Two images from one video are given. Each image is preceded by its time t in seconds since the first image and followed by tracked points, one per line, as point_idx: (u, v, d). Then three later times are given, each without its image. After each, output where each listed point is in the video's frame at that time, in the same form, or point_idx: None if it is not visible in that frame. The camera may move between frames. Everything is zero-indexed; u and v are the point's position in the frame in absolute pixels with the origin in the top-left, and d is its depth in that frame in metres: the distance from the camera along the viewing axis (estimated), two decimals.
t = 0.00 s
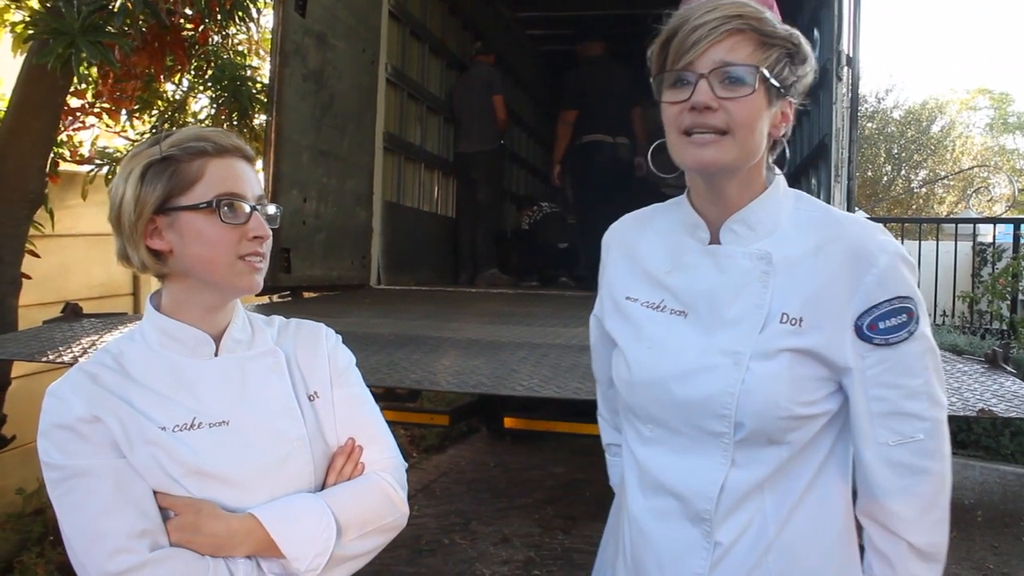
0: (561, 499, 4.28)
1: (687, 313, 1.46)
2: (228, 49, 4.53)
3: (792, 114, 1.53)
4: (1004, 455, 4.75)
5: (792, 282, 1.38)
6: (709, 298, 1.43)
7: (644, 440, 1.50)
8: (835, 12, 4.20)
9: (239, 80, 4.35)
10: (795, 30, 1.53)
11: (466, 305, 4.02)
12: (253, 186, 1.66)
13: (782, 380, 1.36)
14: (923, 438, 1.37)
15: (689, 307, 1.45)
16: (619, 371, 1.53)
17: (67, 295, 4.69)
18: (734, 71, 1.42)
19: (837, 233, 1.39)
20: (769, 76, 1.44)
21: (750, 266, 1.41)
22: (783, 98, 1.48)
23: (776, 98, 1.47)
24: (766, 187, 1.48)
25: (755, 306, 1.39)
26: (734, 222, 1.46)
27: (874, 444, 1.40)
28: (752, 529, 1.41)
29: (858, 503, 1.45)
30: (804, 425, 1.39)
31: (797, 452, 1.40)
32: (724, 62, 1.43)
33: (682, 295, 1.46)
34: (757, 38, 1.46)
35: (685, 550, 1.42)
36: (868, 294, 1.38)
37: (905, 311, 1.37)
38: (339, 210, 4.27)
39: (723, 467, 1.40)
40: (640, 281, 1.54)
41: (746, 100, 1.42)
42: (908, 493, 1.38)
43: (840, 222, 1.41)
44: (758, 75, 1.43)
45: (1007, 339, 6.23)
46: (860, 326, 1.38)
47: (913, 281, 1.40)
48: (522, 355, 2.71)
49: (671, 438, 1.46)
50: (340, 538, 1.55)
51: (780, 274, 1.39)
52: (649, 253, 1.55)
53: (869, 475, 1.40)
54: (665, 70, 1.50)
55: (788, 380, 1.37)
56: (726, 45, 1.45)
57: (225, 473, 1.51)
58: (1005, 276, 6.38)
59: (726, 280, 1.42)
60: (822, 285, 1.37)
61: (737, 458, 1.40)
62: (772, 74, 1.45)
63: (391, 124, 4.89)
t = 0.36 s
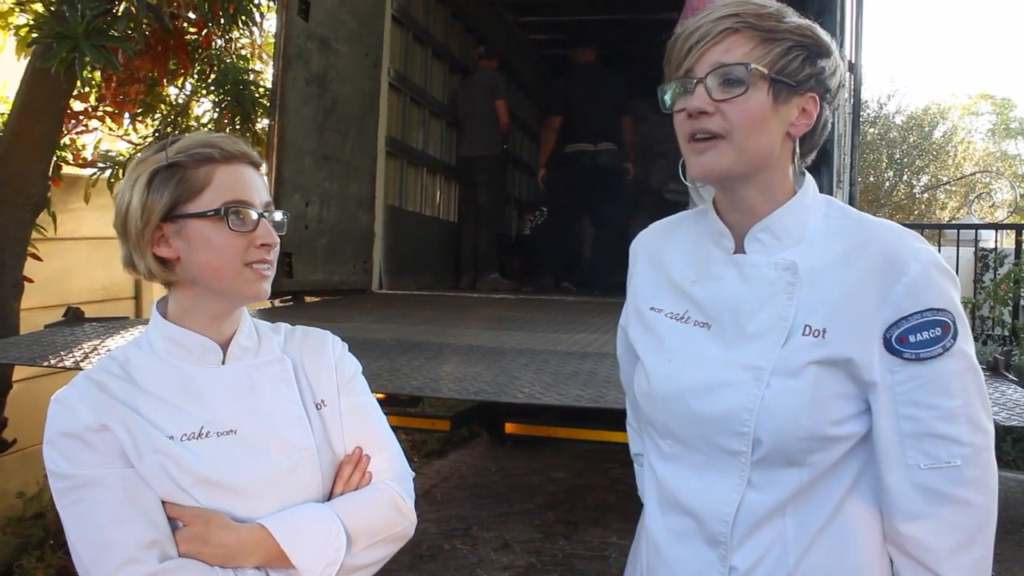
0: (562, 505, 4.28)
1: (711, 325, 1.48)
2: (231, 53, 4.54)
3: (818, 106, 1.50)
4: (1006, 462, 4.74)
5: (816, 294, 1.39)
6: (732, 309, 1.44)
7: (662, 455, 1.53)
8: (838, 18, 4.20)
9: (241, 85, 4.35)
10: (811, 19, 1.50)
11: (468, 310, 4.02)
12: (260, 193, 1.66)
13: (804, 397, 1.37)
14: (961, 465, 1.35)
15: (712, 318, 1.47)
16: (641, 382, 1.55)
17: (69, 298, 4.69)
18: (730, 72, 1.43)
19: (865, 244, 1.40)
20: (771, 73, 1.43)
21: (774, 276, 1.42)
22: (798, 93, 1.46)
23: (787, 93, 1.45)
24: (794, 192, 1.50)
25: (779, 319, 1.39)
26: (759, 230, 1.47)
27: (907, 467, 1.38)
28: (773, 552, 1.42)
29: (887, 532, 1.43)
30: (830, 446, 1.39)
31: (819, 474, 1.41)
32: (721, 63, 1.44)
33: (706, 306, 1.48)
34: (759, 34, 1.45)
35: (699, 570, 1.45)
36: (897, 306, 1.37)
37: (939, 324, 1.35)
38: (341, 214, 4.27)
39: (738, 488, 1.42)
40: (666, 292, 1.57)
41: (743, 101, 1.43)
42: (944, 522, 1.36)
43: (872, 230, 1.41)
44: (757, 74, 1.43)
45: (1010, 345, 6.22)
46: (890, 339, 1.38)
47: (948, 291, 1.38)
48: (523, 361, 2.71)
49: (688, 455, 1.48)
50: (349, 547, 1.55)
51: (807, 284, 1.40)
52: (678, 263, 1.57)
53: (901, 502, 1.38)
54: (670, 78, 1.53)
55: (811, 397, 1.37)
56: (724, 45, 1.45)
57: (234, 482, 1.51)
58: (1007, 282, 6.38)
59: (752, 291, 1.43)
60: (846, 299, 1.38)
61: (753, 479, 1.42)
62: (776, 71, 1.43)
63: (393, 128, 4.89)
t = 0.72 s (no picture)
0: (560, 511, 4.28)
1: (719, 335, 1.48)
2: (229, 59, 4.55)
3: (831, 118, 1.51)
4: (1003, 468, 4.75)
5: (828, 306, 1.40)
6: (743, 320, 1.45)
7: (668, 469, 1.53)
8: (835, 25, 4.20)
9: (240, 90, 4.35)
10: (828, 30, 1.51)
11: (465, 316, 4.02)
12: (261, 202, 1.67)
13: (817, 409, 1.37)
14: (973, 480, 1.36)
15: (721, 329, 1.48)
16: (646, 394, 1.56)
17: (67, 304, 4.69)
18: (749, 81, 1.44)
19: (879, 255, 1.41)
20: (791, 84, 1.44)
21: (787, 285, 1.43)
22: (815, 105, 1.47)
23: (806, 105, 1.45)
24: (804, 205, 1.50)
25: (792, 329, 1.40)
26: (770, 240, 1.49)
27: (916, 481, 1.38)
28: (783, 566, 1.42)
29: (896, 551, 1.43)
30: (841, 458, 1.40)
31: (829, 487, 1.41)
32: (740, 72, 1.45)
33: (714, 317, 1.48)
34: (779, 44, 1.46)
35: None
36: (908, 317, 1.38)
37: (951, 336, 1.36)
38: (339, 220, 4.27)
39: (749, 501, 1.42)
40: (672, 302, 1.58)
41: (763, 112, 1.43)
42: (953, 537, 1.36)
43: (885, 241, 1.42)
44: (778, 84, 1.43)
45: (1007, 351, 6.23)
46: (902, 351, 1.38)
47: (961, 303, 1.39)
48: (520, 367, 2.71)
49: (696, 467, 1.48)
50: (349, 555, 1.55)
51: (819, 295, 1.41)
52: (684, 273, 1.58)
53: (912, 517, 1.39)
54: (687, 86, 1.54)
55: (824, 410, 1.38)
56: (744, 54, 1.46)
57: (234, 490, 1.51)
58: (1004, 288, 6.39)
59: (763, 302, 1.43)
60: (858, 310, 1.38)
61: (764, 493, 1.42)
62: (796, 82, 1.44)
63: (391, 134, 4.90)
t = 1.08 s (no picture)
0: (560, 516, 4.28)
1: (738, 343, 1.49)
2: (230, 65, 4.56)
3: (838, 128, 1.52)
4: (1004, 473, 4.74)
5: (851, 315, 1.41)
6: (762, 330, 1.46)
7: (684, 478, 1.53)
8: (834, 30, 4.21)
9: (240, 96, 4.35)
10: (829, 40, 1.50)
11: (465, 321, 4.02)
12: (261, 207, 1.68)
13: (843, 416, 1.38)
14: (975, 478, 1.40)
15: (739, 337, 1.48)
16: (660, 403, 1.56)
17: (67, 309, 4.69)
18: (756, 108, 1.44)
19: (898, 263, 1.42)
20: (799, 107, 1.44)
21: (807, 294, 1.43)
22: (823, 122, 1.47)
23: (814, 124, 1.46)
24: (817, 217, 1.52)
25: (815, 337, 1.41)
26: (788, 250, 1.49)
27: (927, 482, 1.42)
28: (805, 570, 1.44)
29: (902, 550, 1.46)
30: (863, 465, 1.41)
31: (852, 492, 1.43)
32: (746, 99, 1.44)
33: (731, 325, 1.49)
34: (782, 64, 1.45)
35: None
36: (926, 326, 1.41)
37: (962, 344, 1.40)
38: (339, 225, 4.27)
39: (777, 508, 1.42)
40: (683, 310, 1.58)
41: (774, 140, 1.43)
42: (961, 536, 1.41)
43: (899, 251, 1.43)
44: (786, 110, 1.43)
45: (1006, 355, 6.24)
46: (918, 358, 1.40)
47: (969, 311, 1.43)
48: (520, 373, 2.71)
49: (717, 476, 1.49)
50: (345, 564, 1.55)
51: (842, 304, 1.42)
52: (692, 282, 1.59)
53: (920, 516, 1.42)
54: (690, 111, 1.53)
55: (850, 417, 1.39)
56: (748, 79, 1.45)
57: (230, 496, 1.52)
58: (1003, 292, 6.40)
59: (783, 310, 1.44)
60: (881, 319, 1.39)
61: (791, 500, 1.42)
62: (804, 104, 1.45)
63: (391, 140, 4.90)
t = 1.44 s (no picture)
0: (558, 517, 4.27)
1: (735, 347, 1.49)
2: (229, 66, 4.56)
3: (827, 114, 1.48)
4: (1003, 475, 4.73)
5: (848, 319, 1.41)
6: (760, 332, 1.46)
7: (684, 481, 1.54)
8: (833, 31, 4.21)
9: (239, 97, 4.35)
10: (812, 27, 1.50)
11: (463, 322, 4.02)
12: (252, 207, 1.67)
13: (838, 423, 1.38)
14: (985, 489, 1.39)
15: (737, 340, 1.48)
16: (660, 406, 1.56)
17: (66, 311, 4.70)
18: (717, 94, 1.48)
19: (899, 267, 1.41)
20: (761, 91, 1.46)
21: (806, 297, 1.43)
22: (798, 107, 1.46)
23: (784, 108, 1.46)
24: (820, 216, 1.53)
25: (812, 342, 1.41)
26: (789, 251, 1.49)
27: (932, 491, 1.40)
28: None
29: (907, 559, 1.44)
30: (861, 471, 1.41)
31: (851, 498, 1.43)
32: (710, 87, 1.50)
33: (729, 328, 1.49)
34: (747, 52, 1.48)
35: None
36: (930, 330, 1.40)
37: (970, 348, 1.39)
38: (338, 226, 4.28)
39: (772, 514, 1.43)
40: (684, 312, 1.58)
41: (733, 123, 1.47)
42: (968, 547, 1.39)
43: (903, 252, 1.43)
44: (745, 93, 1.46)
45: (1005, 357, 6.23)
46: (922, 362, 1.39)
47: (978, 314, 1.42)
48: (519, 374, 2.71)
49: (715, 480, 1.49)
50: (335, 566, 1.55)
51: (839, 308, 1.42)
52: (695, 282, 1.59)
53: (923, 526, 1.40)
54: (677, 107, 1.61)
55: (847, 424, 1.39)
56: (715, 69, 1.50)
57: (221, 498, 1.52)
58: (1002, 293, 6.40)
59: (781, 315, 1.44)
60: (877, 323, 1.39)
61: (787, 505, 1.43)
62: (768, 88, 1.46)
63: (390, 141, 4.90)
